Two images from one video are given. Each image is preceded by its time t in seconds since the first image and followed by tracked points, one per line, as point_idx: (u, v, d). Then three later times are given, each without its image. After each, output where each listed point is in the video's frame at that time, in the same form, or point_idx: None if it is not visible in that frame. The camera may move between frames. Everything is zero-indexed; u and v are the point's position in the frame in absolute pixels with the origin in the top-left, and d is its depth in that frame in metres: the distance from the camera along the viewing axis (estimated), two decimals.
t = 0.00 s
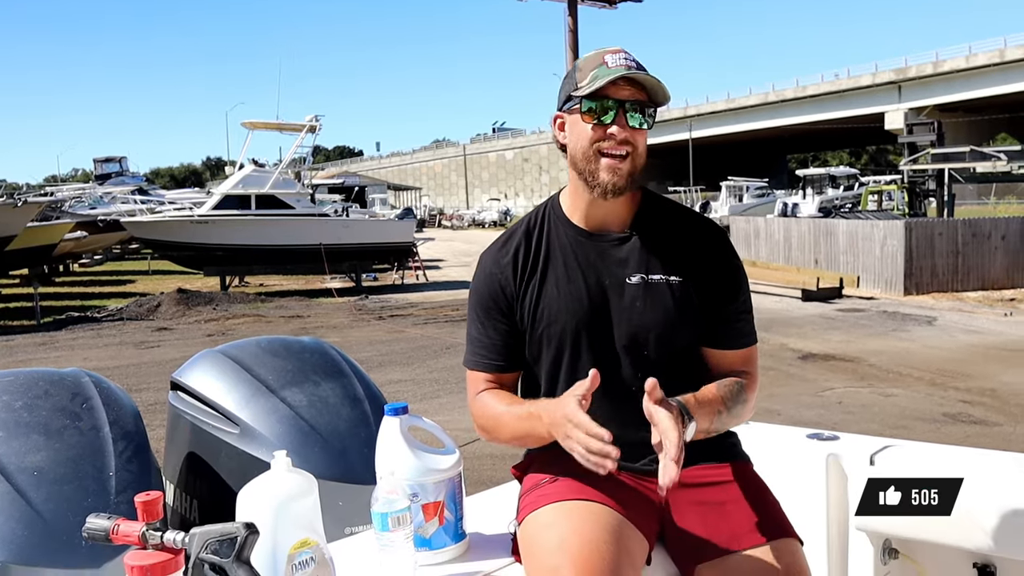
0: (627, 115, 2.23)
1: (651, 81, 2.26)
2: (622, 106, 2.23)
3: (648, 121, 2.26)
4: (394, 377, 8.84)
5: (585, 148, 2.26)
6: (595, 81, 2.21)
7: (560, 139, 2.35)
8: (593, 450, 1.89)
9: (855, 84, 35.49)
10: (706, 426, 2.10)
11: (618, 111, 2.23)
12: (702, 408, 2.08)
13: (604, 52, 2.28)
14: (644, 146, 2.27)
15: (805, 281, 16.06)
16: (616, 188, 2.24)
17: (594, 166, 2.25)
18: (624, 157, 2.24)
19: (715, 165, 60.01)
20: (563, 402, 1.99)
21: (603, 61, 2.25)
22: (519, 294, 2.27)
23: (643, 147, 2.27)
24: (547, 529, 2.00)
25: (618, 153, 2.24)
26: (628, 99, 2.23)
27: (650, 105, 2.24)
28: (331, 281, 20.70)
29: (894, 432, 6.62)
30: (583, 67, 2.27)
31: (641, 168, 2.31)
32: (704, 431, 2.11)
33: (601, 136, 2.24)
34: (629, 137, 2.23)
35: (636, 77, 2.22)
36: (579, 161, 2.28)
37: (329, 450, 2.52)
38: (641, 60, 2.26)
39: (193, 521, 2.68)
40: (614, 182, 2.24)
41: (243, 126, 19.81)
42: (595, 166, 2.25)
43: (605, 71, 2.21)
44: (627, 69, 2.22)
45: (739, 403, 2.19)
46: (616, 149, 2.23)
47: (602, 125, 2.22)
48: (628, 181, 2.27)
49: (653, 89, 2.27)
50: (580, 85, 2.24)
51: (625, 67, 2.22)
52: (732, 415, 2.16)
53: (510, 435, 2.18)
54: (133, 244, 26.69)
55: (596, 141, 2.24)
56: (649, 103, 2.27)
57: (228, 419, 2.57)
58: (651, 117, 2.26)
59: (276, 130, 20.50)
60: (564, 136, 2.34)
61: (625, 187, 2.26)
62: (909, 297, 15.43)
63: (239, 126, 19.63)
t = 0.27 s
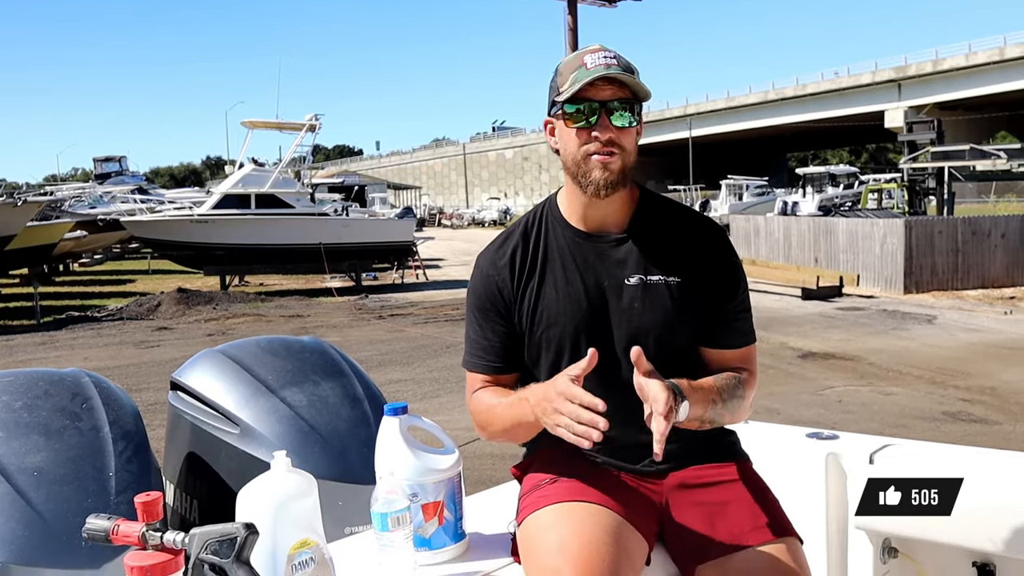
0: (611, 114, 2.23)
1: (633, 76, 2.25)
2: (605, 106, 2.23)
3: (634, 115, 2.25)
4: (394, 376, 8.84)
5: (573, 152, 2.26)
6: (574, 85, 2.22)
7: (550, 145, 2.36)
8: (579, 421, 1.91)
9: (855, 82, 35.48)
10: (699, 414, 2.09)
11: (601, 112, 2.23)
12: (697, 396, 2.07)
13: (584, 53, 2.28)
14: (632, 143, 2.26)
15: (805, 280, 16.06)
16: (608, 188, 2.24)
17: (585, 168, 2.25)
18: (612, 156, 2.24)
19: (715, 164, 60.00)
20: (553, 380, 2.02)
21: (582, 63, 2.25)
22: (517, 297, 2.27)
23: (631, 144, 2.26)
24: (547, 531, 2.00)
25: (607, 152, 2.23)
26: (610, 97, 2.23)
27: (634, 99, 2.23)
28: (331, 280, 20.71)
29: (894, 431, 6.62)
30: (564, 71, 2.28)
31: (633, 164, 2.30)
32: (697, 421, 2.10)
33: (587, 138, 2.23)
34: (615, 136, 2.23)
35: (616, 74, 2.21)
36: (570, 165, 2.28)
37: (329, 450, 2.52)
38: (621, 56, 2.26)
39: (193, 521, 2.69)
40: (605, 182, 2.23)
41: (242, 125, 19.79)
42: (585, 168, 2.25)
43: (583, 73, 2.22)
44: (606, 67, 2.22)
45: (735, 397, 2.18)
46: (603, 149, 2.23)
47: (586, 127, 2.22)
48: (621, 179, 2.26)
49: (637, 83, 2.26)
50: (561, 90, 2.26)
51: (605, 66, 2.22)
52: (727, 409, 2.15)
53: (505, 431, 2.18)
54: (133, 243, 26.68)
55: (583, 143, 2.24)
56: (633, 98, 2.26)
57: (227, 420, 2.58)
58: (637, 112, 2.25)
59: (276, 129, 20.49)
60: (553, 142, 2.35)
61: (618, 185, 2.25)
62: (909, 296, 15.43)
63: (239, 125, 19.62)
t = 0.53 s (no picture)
0: (592, 116, 2.22)
1: (611, 77, 2.25)
2: (584, 110, 2.23)
3: (616, 115, 2.24)
4: (392, 379, 8.84)
5: (557, 158, 2.27)
6: (551, 91, 2.23)
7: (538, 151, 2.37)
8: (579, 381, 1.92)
9: (852, 85, 35.55)
10: (696, 414, 2.09)
11: (580, 115, 2.23)
12: (693, 397, 2.07)
13: (563, 57, 2.29)
14: (615, 144, 2.25)
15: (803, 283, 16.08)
16: (593, 193, 2.24)
17: (569, 172, 2.26)
18: (595, 159, 2.23)
19: (713, 167, 60.09)
20: (552, 347, 2.03)
21: (560, 68, 2.27)
22: (515, 297, 2.28)
23: (616, 145, 2.25)
24: (545, 533, 2.00)
25: (589, 156, 2.23)
26: (588, 100, 2.23)
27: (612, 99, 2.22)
28: (329, 283, 20.71)
29: (892, 433, 6.63)
30: (543, 77, 2.30)
31: (620, 163, 2.28)
32: (692, 422, 2.11)
33: (568, 142, 2.23)
34: (596, 139, 2.23)
35: (592, 78, 2.21)
36: (555, 170, 2.29)
37: (328, 453, 2.52)
38: (598, 58, 2.25)
39: (191, 524, 2.69)
40: (589, 188, 2.23)
41: (241, 128, 19.79)
42: (570, 171, 2.25)
43: (560, 78, 2.23)
44: (582, 71, 2.22)
45: (732, 399, 2.19)
46: (586, 152, 2.23)
47: (566, 132, 2.22)
48: (607, 181, 2.25)
49: (617, 83, 2.25)
50: (541, 97, 2.28)
51: (581, 70, 2.22)
52: (725, 410, 2.16)
53: (495, 422, 2.19)
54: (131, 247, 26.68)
55: (565, 149, 2.24)
56: (613, 98, 2.25)
57: (225, 422, 2.58)
58: (618, 112, 2.24)
59: (275, 132, 20.50)
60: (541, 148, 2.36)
61: (604, 188, 2.25)
62: (907, 298, 15.45)
63: (238, 128, 19.63)
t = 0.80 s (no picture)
0: (575, 120, 2.22)
1: (593, 77, 2.23)
2: (566, 114, 2.23)
3: (600, 117, 2.22)
4: (389, 380, 8.84)
5: (547, 164, 2.28)
6: (532, 100, 2.25)
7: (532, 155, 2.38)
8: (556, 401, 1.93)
9: (849, 85, 35.58)
10: (694, 397, 2.08)
11: (563, 119, 2.23)
12: (689, 377, 2.06)
13: (546, 63, 2.29)
14: (602, 144, 2.24)
15: (800, 283, 16.10)
16: (585, 195, 2.24)
17: (561, 177, 2.27)
18: (583, 163, 2.24)
19: (710, 166, 60.13)
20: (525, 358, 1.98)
21: (542, 74, 2.27)
22: (514, 293, 2.28)
23: (603, 145, 2.24)
24: (540, 536, 2.00)
25: (577, 161, 2.24)
26: (569, 104, 2.22)
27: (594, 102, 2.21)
28: (326, 284, 20.69)
29: (888, 432, 6.64)
30: (529, 84, 2.31)
31: (610, 161, 2.27)
32: (689, 406, 2.09)
33: (555, 149, 2.24)
34: (581, 143, 2.22)
35: (572, 82, 2.20)
36: (548, 175, 2.31)
37: (324, 454, 2.52)
38: (579, 60, 2.24)
39: (187, 525, 2.68)
40: (580, 191, 2.24)
41: (237, 128, 19.77)
42: (561, 177, 2.27)
43: (541, 85, 2.23)
44: (562, 75, 2.21)
45: (728, 390, 2.17)
46: (573, 157, 2.23)
47: (551, 138, 2.23)
48: (598, 182, 2.25)
49: (599, 83, 2.23)
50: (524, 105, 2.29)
51: (561, 75, 2.21)
52: (722, 398, 2.15)
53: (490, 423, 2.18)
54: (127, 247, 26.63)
55: (552, 155, 2.25)
56: (596, 99, 2.22)
57: (222, 423, 2.57)
58: (601, 113, 2.22)
59: (271, 133, 20.48)
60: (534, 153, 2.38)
61: (595, 190, 2.25)
62: (903, 298, 15.48)
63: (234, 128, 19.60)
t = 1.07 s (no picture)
0: (572, 119, 2.22)
1: (590, 76, 2.23)
2: (563, 112, 2.23)
3: (598, 115, 2.22)
4: (386, 381, 8.83)
5: (544, 161, 2.29)
6: (529, 98, 2.25)
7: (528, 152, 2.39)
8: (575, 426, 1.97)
9: (845, 86, 35.66)
10: (688, 401, 2.08)
11: (561, 117, 2.23)
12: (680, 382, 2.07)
13: (542, 61, 2.29)
14: (599, 142, 2.24)
15: (796, 284, 16.12)
16: (581, 191, 2.25)
17: (557, 174, 2.28)
18: (579, 159, 2.24)
19: (706, 168, 60.21)
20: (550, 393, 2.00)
21: (539, 72, 2.27)
22: (511, 290, 2.29)
23: (599, 142, 2.25)
24: (532, 534, 2.00)
25: (573, 157, 2.24)
26: (566, 103, 2.23)
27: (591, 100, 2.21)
28: (323, 285, 20.66)
29: (885, 434, 6.65)
30: (525, 81, 2.31)
31: (607, 159, 2.28)
32: (685, 408, 2.08)
33: (552, 147, 2.25)
34: (578, 139, 2.23)
35: (568, 80, 2.20)
36: (544, 173, 2.32)
37: (321, 456, 2.52)
38: (575, 58, 2.24)
39: (184, 528, 2.68)
40: (576, 186, 2.25)
41: (234, 130, 19.75)
42: (557, 173, 2.27)
43: (538, 83, 2.23)
44: (559, 73, 2.21)
45: (724, 389, 2.15)
46: (569, 154, 2.24)
47: (548, 136, 2.24)
48: (594, 178, 2.26)
49: (596, 81, 2.23)
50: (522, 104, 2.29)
51: (557, 74, 2.21)
52: (720, 398, 2.13)
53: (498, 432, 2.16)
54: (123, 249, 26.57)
55: (549, 152, 2.26)
56: (593, 98, 2.23)
57: (219, 426, 2.57)
58: (598, 111, 2.22)
59: (268, 134, 20.46)
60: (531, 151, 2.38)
61: (591, 186, 2.26)
62: (900, 299, 15.51)
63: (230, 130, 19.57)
